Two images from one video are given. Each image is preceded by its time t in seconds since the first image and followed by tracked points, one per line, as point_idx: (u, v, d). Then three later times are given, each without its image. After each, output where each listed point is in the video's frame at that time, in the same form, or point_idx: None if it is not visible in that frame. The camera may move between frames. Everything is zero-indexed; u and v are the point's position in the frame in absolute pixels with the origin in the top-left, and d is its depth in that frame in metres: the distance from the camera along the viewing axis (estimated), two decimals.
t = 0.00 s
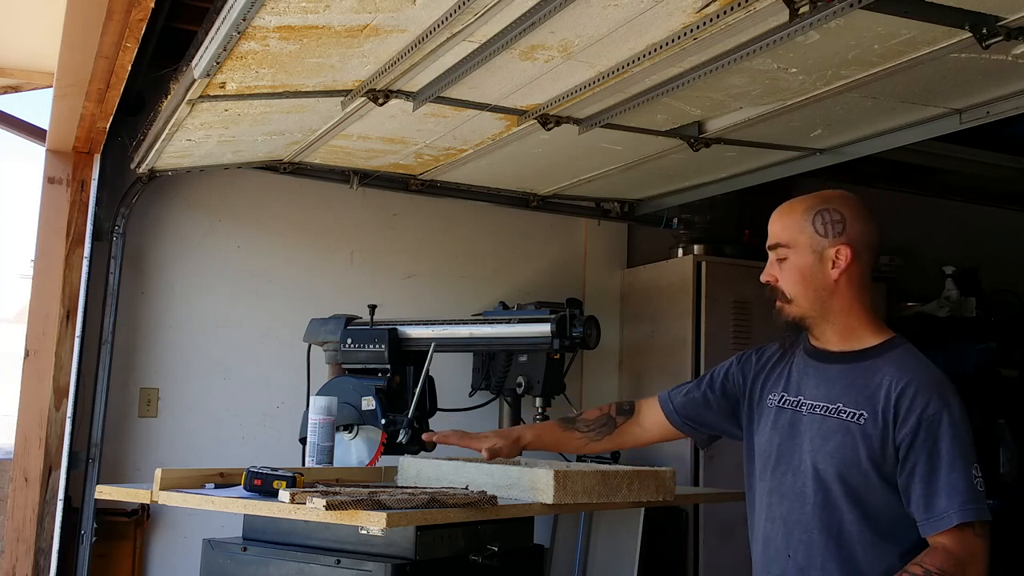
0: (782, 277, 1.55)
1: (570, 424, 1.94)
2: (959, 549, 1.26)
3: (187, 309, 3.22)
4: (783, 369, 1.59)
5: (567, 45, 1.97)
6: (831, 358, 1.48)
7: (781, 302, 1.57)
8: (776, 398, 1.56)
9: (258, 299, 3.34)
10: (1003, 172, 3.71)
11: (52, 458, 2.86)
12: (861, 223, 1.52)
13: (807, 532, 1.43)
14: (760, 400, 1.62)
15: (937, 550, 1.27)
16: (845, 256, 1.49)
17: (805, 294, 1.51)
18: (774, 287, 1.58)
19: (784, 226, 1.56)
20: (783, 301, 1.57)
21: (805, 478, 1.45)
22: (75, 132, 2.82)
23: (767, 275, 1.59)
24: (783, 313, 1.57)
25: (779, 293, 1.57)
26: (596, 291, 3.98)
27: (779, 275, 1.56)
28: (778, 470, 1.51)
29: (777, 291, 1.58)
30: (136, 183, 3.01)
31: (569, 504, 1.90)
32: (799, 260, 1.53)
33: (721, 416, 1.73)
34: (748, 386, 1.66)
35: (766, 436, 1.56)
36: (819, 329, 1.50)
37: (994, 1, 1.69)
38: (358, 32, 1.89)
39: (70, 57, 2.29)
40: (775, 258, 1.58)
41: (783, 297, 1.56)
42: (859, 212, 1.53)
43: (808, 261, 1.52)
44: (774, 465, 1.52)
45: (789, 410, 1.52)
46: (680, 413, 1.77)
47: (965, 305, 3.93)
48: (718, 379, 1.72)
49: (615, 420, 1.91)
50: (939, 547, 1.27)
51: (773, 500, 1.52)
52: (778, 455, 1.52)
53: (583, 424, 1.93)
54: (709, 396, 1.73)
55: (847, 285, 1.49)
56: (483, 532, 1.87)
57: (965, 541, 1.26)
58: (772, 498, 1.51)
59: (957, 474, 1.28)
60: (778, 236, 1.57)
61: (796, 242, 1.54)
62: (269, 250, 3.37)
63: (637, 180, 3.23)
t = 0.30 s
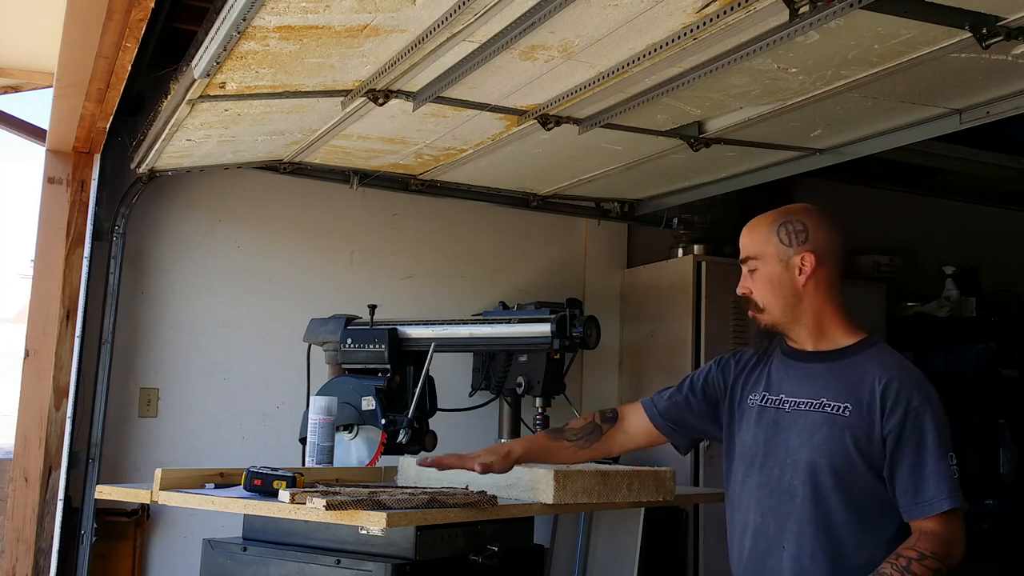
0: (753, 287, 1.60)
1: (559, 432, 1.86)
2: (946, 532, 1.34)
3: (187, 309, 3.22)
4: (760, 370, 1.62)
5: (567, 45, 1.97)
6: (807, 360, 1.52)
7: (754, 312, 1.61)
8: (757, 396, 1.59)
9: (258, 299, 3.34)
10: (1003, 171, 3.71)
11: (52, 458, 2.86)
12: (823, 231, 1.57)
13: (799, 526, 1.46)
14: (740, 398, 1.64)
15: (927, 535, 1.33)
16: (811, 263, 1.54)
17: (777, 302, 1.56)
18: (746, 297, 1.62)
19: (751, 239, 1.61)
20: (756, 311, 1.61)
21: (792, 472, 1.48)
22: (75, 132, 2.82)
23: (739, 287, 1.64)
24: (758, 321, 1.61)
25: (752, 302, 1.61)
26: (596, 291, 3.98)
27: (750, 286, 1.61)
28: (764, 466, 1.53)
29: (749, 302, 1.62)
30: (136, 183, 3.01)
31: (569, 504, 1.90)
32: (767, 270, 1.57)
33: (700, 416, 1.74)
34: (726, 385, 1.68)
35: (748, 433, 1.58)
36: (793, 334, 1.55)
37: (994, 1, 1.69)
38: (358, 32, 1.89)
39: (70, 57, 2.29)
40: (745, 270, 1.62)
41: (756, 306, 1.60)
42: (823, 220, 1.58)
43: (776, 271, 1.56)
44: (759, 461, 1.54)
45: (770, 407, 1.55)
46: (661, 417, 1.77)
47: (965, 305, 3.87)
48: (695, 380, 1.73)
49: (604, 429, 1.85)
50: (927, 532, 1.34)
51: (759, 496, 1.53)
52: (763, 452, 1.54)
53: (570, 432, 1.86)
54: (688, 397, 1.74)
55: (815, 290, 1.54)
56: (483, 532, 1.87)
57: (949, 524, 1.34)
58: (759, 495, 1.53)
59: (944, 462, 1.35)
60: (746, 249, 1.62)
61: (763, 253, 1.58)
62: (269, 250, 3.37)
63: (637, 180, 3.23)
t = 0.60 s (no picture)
0: (757, 294, 1.67)
1: (617, 390, 2.04)
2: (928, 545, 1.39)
3: (187, 309, 3.22)
4: (757, 371, 1.69)
5: (567, 45, 1.97)
6: (803, 365, 1.59)
7: (758, 318, 1.69)
8: (753, 397, 1.66)
9: (258, 299, 3.34)
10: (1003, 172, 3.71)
11: (52, 458, 2.86)
12: (829, 243, 1.64)
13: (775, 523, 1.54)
14: (736, 398, 1.71)
15: (909, 546, 1.39)
16: (814, 275, 1.61)
17: (780, 310, 1.63)
18: (750, 303, 1.70)
19: (759, 247, 1.68)
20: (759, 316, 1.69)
21: (774, 473, 1.56)
22: (75, 132, 2.82)
23: (745, 292, 1.71)
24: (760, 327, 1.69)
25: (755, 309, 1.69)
26: (596, 291, 3.98)
27: (754, 293, 1.69)
28: (748, 464, 1.62)
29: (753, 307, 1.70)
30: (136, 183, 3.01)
31: (569, 504, 1.90)
32: (772, 278, 1.64)
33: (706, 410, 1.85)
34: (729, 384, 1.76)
35: (739, 431, 1.67)
36: (792, 342, 1.62)
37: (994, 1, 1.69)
38: (358, 32, 1.89)
39: (70, 57, 2.29)
40: (750, 276, 1.70)
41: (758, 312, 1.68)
42: (829, 233, 1.65)
43: (779, 280, 1.64)
44: (745, 458, 1.63)
45: (762, 409, 1.62)
46: (677, 409, 1.88)
47: (965, 305, 3.86)
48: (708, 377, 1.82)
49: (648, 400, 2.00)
50: (914, 543, 1.39)
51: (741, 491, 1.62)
52: (749, 451, 1.62)
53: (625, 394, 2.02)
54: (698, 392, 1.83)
55: (818, 300, 1.61)
56: (483, 532, 1.87)
57: (934, 540, 1.40)
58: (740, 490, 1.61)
59: (924, 482, 1.41)
60: (753, 257, 1.69)
61: (770, 261, 1.66)
62: (269, 250, 3.37)
63: (637, 180, 3.23)
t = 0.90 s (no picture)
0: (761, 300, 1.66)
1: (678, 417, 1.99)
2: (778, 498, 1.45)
3: (187, 309, 3.22)
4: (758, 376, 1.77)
5: (567, 45, 1.97)
6: (808, 370, 1.59)
7: (762, 322, 1.68)
8: (752, 390, 1.73)
9: (258, 299, 3.34)
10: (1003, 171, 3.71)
11: (52, 458, 2.86)
12: (834, 250, 1.63)
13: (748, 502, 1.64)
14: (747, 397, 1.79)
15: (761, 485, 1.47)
16: (820, 282, 1.60)
17: (785, 317, 1.62)
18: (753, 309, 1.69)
19: (764, 253, 1.66)
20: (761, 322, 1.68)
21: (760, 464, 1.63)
22: (75, 132, 2.82)
23: (749, 297, 1.70)
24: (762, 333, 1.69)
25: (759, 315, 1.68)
26: (596, 291, 3.98)
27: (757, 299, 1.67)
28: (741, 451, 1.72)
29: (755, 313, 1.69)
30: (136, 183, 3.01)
31: (569, 504, 1.90)
32: (778, 285, 1.63)
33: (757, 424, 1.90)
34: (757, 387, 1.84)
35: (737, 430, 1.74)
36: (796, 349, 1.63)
37: (994, 1, 1.69)
38: (358, 32, 1.89)
39: (69, 57, 2.29)
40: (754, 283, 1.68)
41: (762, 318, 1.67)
42: (831, 239, 1.64)
43: (784, 288, 1.62)
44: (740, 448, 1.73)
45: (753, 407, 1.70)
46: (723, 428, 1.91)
47: (965, 305, 3.86)
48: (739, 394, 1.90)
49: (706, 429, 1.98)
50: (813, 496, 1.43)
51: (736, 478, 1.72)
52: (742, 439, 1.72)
53: (687, 421, 1.99)
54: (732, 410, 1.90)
55: (824, 308, 1.60)
56: (483, 532, 1.87)
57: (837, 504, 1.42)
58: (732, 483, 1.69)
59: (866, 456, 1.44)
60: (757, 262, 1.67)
61: (774, 268, 1.64)
62: (269, 250, 3.37)
63: (637, 180, 3.23)
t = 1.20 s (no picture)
0: (792, 293, 1.68)
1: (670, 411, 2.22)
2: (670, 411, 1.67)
3: (187, 309, 3.22)
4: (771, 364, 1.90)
5: (567, 45, 1.97)
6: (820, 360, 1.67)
7: (786, 316, 1.69)
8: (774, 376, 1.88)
9: (258, 299, 3.34)
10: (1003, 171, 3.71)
11: (52, 458, 2.86)
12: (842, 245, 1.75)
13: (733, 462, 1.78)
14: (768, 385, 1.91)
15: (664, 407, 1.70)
16: (844, 277, 1.70)
17: (819, 308, 1.69)
18: (774, 300, 1.70)
19: (801, 245, 1.68)
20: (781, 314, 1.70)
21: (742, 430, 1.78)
22: (75, 132, 2.82)
23: (775, 290, 1.70)
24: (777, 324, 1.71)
25: (782, 307, 1.69)
26: (596, 291, 3.98)
27: (786, 291, 1.69)
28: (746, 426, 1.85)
29: (776, 305, 1.70)
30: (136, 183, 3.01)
31: (569, 504, 1.90)
32: (815, 278, 1.68)
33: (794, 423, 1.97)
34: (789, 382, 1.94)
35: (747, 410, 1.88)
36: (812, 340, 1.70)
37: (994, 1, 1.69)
38: (358, 32, 1.89)
39: (69, 57, 2.29)
40: (783, 273, 1.69)
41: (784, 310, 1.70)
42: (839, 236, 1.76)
43: (817, 282, 1.68)
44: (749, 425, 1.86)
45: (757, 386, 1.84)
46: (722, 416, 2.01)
47: (965, 305, 3.85)
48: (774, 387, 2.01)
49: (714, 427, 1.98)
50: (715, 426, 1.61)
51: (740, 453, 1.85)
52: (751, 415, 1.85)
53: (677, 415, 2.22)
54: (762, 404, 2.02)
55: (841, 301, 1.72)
56: (483, 532, 1.87)
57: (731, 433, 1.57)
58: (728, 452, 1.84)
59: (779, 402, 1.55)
60: (792, 253, 1.68)
61: (812, 261, 1.68)
62: (269, 250, 3.37)
63: (637, 180, 3.23)
